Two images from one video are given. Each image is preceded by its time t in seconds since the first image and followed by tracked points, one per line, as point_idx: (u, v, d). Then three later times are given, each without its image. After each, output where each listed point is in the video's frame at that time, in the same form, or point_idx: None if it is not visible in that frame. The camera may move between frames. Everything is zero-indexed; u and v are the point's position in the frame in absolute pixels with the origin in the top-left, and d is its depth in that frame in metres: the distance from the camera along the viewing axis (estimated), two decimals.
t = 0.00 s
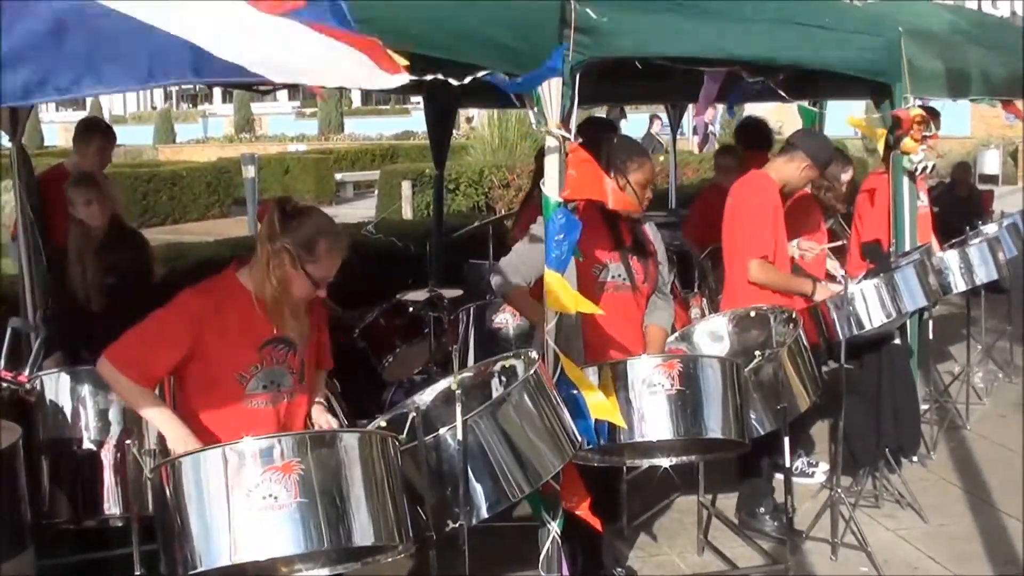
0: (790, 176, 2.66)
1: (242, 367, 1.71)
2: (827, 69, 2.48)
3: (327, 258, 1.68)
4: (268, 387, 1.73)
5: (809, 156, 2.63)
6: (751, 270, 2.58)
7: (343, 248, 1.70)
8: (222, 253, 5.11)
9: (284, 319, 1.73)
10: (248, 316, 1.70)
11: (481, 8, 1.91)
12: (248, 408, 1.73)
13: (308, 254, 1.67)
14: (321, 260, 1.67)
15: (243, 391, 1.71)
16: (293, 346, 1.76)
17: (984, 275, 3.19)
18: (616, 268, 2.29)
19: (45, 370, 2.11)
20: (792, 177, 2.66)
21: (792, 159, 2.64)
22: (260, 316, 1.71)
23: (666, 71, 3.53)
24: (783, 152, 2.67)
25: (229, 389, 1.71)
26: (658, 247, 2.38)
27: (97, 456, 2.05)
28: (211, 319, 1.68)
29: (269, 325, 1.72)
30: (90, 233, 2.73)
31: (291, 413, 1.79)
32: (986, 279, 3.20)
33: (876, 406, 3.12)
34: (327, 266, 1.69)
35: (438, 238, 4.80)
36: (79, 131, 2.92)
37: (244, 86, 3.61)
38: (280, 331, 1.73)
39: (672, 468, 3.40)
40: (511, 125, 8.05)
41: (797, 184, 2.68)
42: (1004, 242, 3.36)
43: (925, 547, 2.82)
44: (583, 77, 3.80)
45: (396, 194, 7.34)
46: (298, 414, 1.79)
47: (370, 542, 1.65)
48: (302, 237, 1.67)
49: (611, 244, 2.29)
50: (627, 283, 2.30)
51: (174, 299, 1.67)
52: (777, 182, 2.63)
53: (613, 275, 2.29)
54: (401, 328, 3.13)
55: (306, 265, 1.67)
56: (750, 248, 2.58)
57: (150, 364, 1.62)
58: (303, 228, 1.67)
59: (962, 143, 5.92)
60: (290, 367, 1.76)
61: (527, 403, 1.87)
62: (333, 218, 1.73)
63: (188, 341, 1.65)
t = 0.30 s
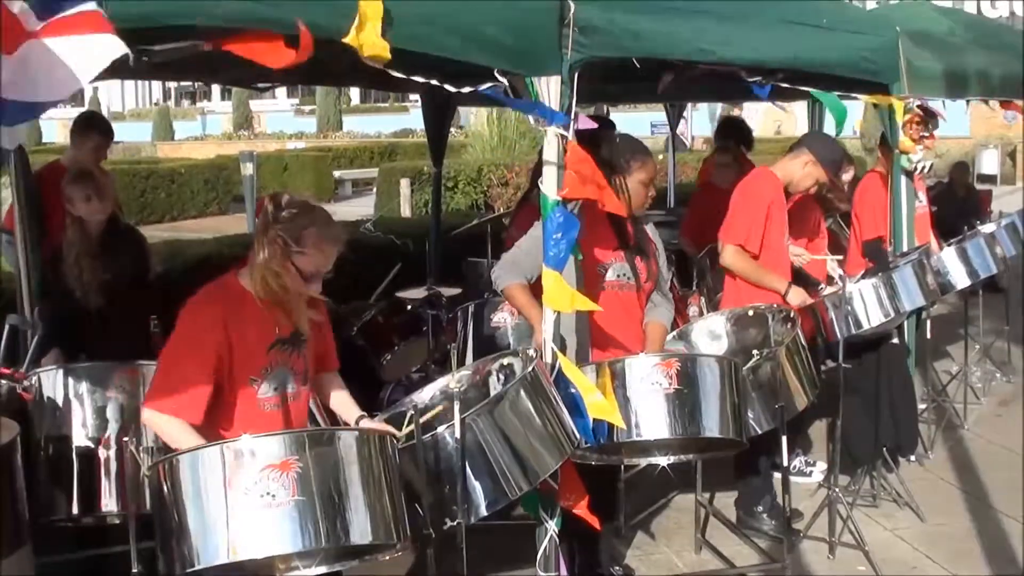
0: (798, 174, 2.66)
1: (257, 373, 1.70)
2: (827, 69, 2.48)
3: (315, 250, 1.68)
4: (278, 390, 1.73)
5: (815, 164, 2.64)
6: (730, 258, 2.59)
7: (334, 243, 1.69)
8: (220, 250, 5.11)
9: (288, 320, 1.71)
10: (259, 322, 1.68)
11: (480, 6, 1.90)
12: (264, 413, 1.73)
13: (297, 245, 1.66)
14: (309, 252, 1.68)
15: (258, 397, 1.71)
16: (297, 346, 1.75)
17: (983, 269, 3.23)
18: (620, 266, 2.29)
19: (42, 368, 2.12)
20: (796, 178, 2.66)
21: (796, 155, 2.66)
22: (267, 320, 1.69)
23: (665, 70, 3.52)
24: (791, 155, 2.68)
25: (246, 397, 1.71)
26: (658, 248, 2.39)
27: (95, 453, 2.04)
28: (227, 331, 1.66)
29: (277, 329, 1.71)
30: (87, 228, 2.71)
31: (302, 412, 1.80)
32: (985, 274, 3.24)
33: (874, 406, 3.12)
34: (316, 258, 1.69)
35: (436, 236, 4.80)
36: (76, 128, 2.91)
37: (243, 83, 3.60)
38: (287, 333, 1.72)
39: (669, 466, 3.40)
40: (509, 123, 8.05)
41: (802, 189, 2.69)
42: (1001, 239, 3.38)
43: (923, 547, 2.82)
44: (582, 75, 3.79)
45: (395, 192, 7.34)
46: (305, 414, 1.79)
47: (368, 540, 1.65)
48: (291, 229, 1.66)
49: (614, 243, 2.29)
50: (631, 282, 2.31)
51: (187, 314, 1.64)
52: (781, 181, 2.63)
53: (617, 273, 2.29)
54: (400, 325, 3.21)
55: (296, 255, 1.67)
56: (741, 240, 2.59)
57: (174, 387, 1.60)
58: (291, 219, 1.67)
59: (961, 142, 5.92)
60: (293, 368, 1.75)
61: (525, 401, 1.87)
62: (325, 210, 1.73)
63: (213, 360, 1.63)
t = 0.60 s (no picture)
0: (792, 174, 2.66)
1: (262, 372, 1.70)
2: (824, 68, 2.48)
3: (299, 238, 1.65)
4: (281, 388, 1.72)
5: (812, 165, 2.65)
6: (745, 254, 2.59)
7: (313, 226, 1.67)
8: (216, 250, 5.10)
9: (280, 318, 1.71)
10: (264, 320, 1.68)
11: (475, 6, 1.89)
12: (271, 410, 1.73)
13: (276, 235, 1.65)
14: (293, 240, 1.65)
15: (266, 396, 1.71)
16: (297, 344, 1.74)
17: (979, 268, 3.23)
18: (632, 266, 2.30)
19: (38, 367, 2.12)
20: (793, 178, 2.67)
21: (792, 155, 2.66)
22: (267, 318, 1.69)
23: (661, 69, 3.52)
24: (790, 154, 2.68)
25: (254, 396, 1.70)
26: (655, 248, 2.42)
27: (91, 452, 2.04)
28: (234, 331, 1.65)
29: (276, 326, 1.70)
30: (83, 227, 2.70)
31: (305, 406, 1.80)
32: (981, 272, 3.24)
33: (870, 405, 3.12)
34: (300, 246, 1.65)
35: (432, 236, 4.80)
36: (71, 127, 2.91)
37: (239, 82, 3.59)
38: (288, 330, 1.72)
39: (666, 465, 3.40)
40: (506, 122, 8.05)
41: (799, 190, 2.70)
42: (998, 238, 3.38)
43: (919, 545, 2.82)
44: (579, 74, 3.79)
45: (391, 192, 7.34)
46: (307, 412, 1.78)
47: (364, 539, 1.65)
48: (271, 220, 1.66)
49: (626, 242, 2.30)
50: (641, 280, 2.32)
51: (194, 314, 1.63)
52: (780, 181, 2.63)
53: (630, 272, 2.30)
54: (397, 325, 3.23)
55: (276, 247, 1.66)
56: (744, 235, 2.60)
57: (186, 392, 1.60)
58: (271, 212, 1.68)
59: (957, 141, 5.92)
60: (295, 367, 1.75)
61: (521, 400, 1.87)
62: (307, 200, 1.72)
63: (223, 359, 1.63)
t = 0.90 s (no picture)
0: (786, 174, 2.65)
1: (280, 368, 1.69)
2: (817, 67, 2.48)
3: (327, 238, 1.68)
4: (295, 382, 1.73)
5: (805, 164, 2.64)
6: (744, 253, 2.58)
7: (341, 228, 1.70)
8: (210, 251, 5.09)
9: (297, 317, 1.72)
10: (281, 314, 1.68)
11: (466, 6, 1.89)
12: (286, 405, 1.73)
13: (306, 235, 1.67)
14: (322, 241, 1.67)
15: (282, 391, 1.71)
16: (308, 339, 1.76)
17: (973, 266, 3.23)
18: (640, 269, 2.34)
19: (31, 370, 2.11)
20: (787, 178, 2.66)
21: (785, 154, 2.65)
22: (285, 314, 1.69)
23: (655, 68, 3.52)
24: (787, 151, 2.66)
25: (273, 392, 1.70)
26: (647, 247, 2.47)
27: (85, 454, 2.04)
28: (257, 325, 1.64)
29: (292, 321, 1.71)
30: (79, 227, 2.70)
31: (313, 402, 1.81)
32: (975, 270, 3.25)
33: (864, 403, 3.12)
34: (329, 246, 1.68)
35: (426, 235, 4.79)
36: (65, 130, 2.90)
37: (231, 83, 3.58)
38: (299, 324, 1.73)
39: (659, 464, 3.40)
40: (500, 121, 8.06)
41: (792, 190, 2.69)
42: (991, 236, 3.38)
43: (914, 543, 2.83)
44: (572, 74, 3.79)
45: (386, 192, 7.33)
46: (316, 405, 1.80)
47: (359, 539, 1.64)
48: (300, 220, 1.67)
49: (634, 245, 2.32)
50: (645, 284, 2.36)
51: (214, 314, 1.62)
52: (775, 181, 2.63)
53: (639, 276, 2.33)
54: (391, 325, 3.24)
55: (307, 246, 1.67)
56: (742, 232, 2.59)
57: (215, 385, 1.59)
58: (299, 212, 1.68)
59: (949, 138, 5.93)
60: (306, 360, 1.76)
61: (515, 399, 1.87)
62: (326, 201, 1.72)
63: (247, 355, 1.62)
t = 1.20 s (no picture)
0: (787, 173, 2.65)
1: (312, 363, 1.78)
2: (814, 67, 2.47)
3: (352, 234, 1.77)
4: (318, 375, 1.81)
5: (808, 166, 2.64)
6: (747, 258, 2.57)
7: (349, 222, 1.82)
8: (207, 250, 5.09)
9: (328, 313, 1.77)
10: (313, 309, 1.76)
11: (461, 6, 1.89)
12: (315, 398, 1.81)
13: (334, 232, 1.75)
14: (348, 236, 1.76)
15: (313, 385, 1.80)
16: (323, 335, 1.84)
17: (969, 267, 3.23)
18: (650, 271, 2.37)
19: (28, 369, 2.11)
20: (790, 180, 2.65)
21: (786, 154, 2.65)
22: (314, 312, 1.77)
23: (652, 68, 3.52)
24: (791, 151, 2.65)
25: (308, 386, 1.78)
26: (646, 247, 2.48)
27: (82, 453, 2.03)
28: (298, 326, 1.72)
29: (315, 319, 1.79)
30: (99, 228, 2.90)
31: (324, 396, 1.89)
32: (971, 271, 3.24)
33: (861, 404, 3.13)
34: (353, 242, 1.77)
35: (423, 235, 4.79)
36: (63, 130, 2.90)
37: (228, 83, 3.58)
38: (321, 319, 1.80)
39: (656, 464, 3.40)
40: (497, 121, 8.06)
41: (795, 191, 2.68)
42: (989, 237, 3.38)
43: (911, 544, 2.83)
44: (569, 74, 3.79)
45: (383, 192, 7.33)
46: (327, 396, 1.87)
47: (355, 540, 1.64)
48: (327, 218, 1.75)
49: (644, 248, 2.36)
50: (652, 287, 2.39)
51: (255, 316, 1.67)
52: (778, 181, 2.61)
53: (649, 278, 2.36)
54: (388, 325, 3.24)
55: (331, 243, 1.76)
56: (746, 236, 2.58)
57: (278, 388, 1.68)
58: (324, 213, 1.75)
59: (947, 139, 5.93)
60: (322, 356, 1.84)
61: (512, 400, 1.86)
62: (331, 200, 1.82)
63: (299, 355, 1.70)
